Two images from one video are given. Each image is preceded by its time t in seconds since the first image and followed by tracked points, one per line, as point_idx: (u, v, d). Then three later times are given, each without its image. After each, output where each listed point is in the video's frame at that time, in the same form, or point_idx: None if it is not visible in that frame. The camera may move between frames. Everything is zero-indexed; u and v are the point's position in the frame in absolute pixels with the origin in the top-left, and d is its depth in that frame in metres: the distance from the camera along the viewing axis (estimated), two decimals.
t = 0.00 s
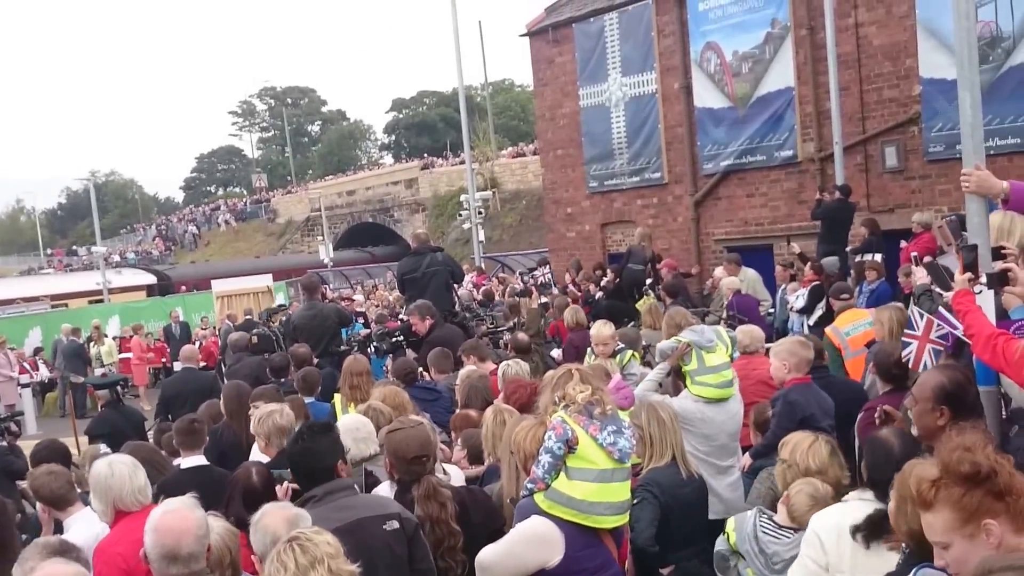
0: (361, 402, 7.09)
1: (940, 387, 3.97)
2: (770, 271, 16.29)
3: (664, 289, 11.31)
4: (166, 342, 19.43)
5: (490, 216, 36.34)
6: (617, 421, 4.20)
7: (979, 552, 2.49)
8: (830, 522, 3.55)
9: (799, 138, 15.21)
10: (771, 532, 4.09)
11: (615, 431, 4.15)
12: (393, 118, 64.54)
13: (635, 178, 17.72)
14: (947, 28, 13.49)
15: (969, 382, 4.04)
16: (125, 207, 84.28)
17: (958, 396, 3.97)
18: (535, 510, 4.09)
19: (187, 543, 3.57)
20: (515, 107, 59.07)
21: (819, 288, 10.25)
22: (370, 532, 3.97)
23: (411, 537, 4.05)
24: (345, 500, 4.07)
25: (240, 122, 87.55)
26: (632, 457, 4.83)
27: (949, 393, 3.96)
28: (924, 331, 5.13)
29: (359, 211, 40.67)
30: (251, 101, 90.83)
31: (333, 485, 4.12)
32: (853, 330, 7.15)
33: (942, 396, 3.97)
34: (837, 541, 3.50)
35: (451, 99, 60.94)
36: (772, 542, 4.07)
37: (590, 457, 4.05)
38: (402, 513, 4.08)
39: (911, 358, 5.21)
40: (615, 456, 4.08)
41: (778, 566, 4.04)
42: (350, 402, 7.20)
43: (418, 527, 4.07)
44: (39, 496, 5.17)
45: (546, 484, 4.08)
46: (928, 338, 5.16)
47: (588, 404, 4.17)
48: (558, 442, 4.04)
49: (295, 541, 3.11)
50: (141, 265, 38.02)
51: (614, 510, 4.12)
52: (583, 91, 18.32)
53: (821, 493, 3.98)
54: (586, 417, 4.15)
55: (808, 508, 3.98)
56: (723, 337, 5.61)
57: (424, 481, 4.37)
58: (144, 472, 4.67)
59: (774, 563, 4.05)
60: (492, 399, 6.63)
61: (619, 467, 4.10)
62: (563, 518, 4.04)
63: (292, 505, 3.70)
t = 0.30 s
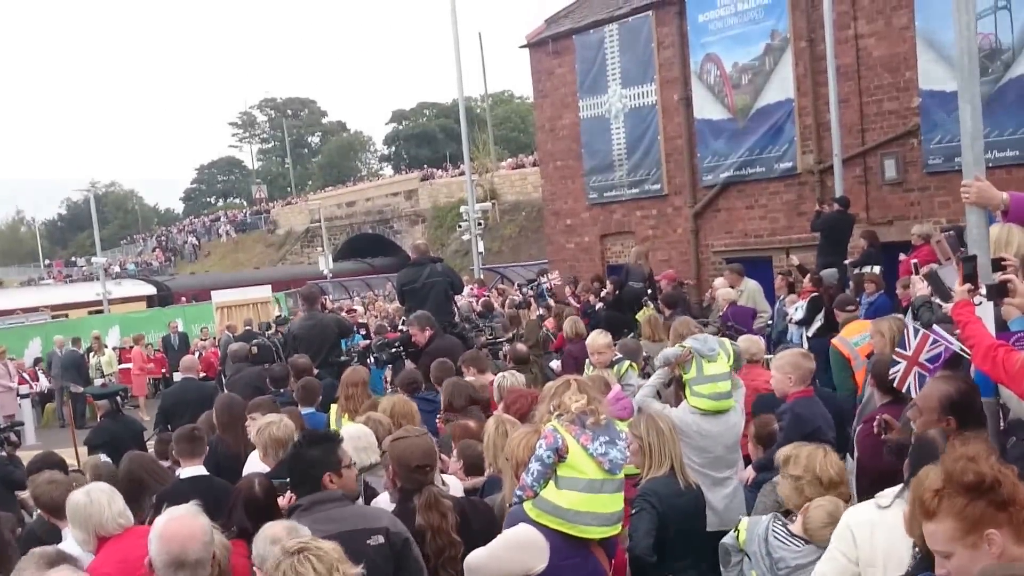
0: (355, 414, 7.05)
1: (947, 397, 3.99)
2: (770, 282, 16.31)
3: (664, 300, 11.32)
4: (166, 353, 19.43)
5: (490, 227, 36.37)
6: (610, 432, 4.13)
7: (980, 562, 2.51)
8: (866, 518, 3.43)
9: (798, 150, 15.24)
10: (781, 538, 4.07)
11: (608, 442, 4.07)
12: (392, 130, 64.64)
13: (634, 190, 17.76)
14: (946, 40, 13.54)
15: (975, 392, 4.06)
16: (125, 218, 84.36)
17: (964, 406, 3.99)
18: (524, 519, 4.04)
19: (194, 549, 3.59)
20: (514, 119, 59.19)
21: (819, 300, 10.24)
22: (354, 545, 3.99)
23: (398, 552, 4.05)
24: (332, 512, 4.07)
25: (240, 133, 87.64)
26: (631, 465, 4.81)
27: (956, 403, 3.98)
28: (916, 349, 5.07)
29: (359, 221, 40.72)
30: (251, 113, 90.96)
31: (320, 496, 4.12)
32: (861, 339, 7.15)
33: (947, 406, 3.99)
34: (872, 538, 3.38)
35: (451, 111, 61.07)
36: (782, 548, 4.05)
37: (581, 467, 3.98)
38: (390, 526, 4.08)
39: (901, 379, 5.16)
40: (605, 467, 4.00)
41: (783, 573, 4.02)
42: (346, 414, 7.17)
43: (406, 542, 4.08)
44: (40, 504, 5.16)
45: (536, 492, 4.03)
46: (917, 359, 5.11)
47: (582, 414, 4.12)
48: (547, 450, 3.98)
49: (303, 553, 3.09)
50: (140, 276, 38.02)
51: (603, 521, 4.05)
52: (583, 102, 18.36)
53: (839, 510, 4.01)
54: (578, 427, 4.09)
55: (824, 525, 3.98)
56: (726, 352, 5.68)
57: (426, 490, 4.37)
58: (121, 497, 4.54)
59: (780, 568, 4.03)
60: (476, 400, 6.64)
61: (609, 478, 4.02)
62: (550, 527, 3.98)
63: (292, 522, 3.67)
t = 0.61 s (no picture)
0: (352, 417, 7.04)
1: (954, 398, 3.98)
2: (769, 286, 16.31)
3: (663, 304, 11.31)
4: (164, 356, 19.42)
5: (489, 231, 36.38)
6: (610, 438, 4.12)
7: (978, 565, 2.50)
8: (877, 515, 3.25)
9: (797, 154, 15.24)
10: (780, 537, 4.06)
11: (607, 447, 4.07)
12: (393, 134, 64.65)
13: (634, 194, 17.76)
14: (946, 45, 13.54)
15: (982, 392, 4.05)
16: (124, 222, 84.44)
17: (972, 407, 3.97)
18: (521, 523, 4.03)
19: (195, 548, 3.59)
20: (514, 124, 59.23)
21: (818, 303, 10.24)
22: (347, 544, 3.99)
23: (392, 553, 4.05)
24: (326, 511, 4.08)
25: (241, 136, 87.67)
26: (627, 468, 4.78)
27: (965, 404, 3.98)
28: (916, 351, 5.05)
29: (359, 225, 40.73)
30: (251, 116, 91.01)
31: (314, 498, 4.10)
32: (863, 345, 7.10)
33: (956, 408, 3.98)
34: (885, 538, 3.20)
35: (451, 115, 61.13)
36: (782, 545, 4.04)
37: (581, 472, 3.98)
38: (384, 527, 4.09)
39: (901, 384, 5.18)
40: (604, 472, 3.99)
41: (784, 570, 4.01)
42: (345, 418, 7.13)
43: (401, 543, 4.08)
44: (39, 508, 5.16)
45: (534, 497, 4.03)
46: (917, 363, 5.11)
47: (582, 419, 4.11)
48: (547, 455, 3.98)
49: (310, 558, 3.08)
50: (140, 279, 38.03)
51: (601, 527, 4.03)
52: (583, 106, 18.37)
53: (831, 500, 4.05)
54: (578, 432, 4.09)
55: (817, 511, 4.01)
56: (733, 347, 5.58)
57: (427, 493, 4.38)
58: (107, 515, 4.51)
59: (781, 566, 4.02)
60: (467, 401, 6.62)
61: (608, 484, 4.01)
62: (550, 533, 3.97)
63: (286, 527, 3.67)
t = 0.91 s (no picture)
0: (351, 413, 7.04)
1: (961, 393, 3.99)
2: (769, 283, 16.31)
3: (662, 299, 11.31)
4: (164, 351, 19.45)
5: (490, 226, 36.39)
6: (610, 429, 4.07)
7: (978, 562, 2.50)
8: (872, 517, 3.26)
9: (797, 151, 15.23)
10: (771, 529, 4.09)
11: (608, 438, 4.02)
12: (393, 129, 64.62)
13: (634, 190, 17.76)
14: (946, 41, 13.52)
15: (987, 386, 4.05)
16: (125, 217, 84.45)
17: (977, 402, 3.98)
18: (528, 523, 3.97)
19: (196, 543, 3.59)
20: (515, 120, 59.17)
21: (818, 300, 10.26)
22: (349, 536, 4.00)
23: (394, 544, 4.08)
24: (327, 503, 4.08)
25: (241, 132, 87.66)
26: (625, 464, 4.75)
27: (971, 399, 3.98)
28: (917, 346, 5.08)
29: (359, 221, 40.73)
30: (251, 112, 90.97)
31: (315, 489, 4.10)
32: (863, 341, 7.11)
33: (961, 403, 3.99)
34: (882, 538, 3.21)
35: (451, 111, 61.13)
36: (773, 538, 4.06)
37: (583, 464, 3.94)
38: (385, 517, 4.11)
39: (901, 378, 5.19)
40: (607, 463, 3.95)
41: (779, 562, 4.02)
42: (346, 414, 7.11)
43: (403, 534, 4.10)
44: (36, 501, 5.17)
45: (538, 493, 3.97)
46: (917, 357, 5.14)
47: (581, 412, 4.06)
48: (549, 449, 3.92)
49: (296, 558, 3.07)
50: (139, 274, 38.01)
51: (607, 518, 4.01)
52: (583, 102, 18.35)
53: (795, 475, 4.08)
54: (578, 425, 4.03)
55: (787, 490, 4.04)
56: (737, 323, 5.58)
57: (425, 489, 4.38)
58: (102, 515, 4.52)
59: (775, 559, 4.03)
60: (464, 396, 6.63)
61: (611, 474, 3.97)
62: (559, 528, 3.94)
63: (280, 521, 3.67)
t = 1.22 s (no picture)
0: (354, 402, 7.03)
1: (955, 382, 3.96)
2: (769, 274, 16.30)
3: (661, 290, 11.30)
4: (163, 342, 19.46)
5: (490, 217, 36.37)
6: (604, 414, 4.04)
7: (976, 554, 2.50)
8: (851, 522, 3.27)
9: (797, 143, 15.22)
10: (760, 527, 4.08)
11: (603, 422, 3.97)
12: (393, 120, 64.55)
13: (634, 181, 17.73)
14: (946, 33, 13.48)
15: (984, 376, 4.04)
16: (125, 207, 84.43)
17: (972, 391, 3.96)
18: (542, 519, 3.84)
19: (202, 534, 3.58)
20: (515, 111, 59.11)
21: (818, 291, 10.24)
22: (351, 522, 4.01)
23: (394, 530, 4.10)
24: (326, 489, 4.07)
25: (241, 122, 87.54)
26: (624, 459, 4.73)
27: (965, 389, 3.96)
28: (917, 337, 5.07)
29: (360, 212, 40.71)
30: (252, 102, 90.85)
31: (317, 476, 4.09)
32: (863, 332, 7.12)
33: (957, 392, 3.97)
34: (858, 543, 3.22)
35: (451, 102, 61.03)
36: (764, 536, 4.06)
37: (585, 449, 3.87)
38: (385, 504, 4.12)
39: (901, 370, 5.17)
40: (609, 446, 3.90)
41: (776, 559, 4.03)
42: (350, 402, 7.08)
43: (404, 519, 4.13)
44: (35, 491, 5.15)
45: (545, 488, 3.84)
46: (917, 348, 5.13)
47: (573, 401, 4.04)
48: (549, 439, 3.85)
49: (248, 548, 3.05)
50: (138, 265, 38.00)
51: (616, 499, 3.89)
52: (583, 93, 18.31)
53: (755, 463, 4.08)
54: (573, 413, 3.99)
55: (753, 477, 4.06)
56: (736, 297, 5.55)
57: (424, 480, 4.37)
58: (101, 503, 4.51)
59: (771, 556, 4.04)
60: (470, 384, 6.63)
61: (613, 457, 3.91)
62: (577, 516, 3.83)
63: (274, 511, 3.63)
